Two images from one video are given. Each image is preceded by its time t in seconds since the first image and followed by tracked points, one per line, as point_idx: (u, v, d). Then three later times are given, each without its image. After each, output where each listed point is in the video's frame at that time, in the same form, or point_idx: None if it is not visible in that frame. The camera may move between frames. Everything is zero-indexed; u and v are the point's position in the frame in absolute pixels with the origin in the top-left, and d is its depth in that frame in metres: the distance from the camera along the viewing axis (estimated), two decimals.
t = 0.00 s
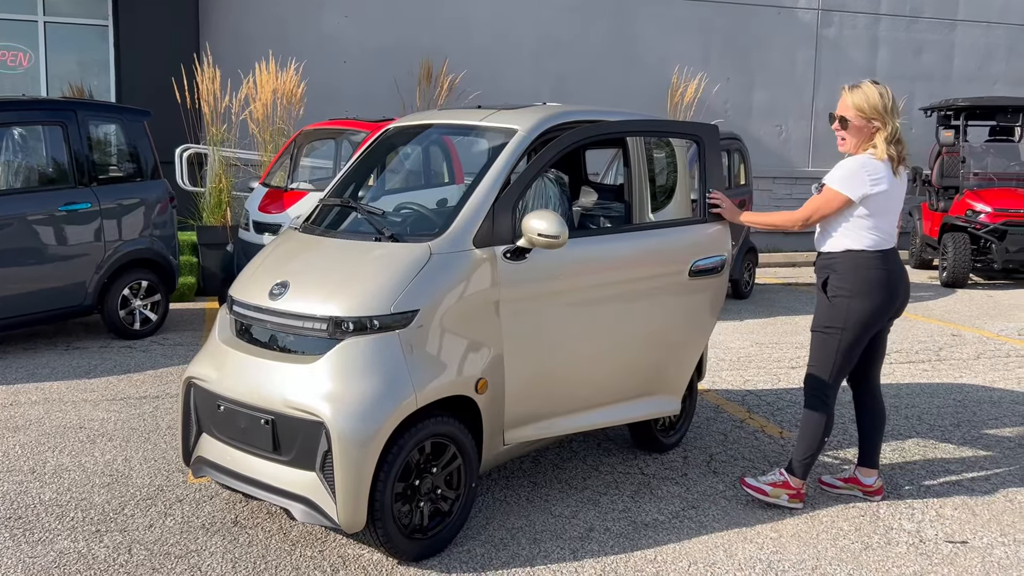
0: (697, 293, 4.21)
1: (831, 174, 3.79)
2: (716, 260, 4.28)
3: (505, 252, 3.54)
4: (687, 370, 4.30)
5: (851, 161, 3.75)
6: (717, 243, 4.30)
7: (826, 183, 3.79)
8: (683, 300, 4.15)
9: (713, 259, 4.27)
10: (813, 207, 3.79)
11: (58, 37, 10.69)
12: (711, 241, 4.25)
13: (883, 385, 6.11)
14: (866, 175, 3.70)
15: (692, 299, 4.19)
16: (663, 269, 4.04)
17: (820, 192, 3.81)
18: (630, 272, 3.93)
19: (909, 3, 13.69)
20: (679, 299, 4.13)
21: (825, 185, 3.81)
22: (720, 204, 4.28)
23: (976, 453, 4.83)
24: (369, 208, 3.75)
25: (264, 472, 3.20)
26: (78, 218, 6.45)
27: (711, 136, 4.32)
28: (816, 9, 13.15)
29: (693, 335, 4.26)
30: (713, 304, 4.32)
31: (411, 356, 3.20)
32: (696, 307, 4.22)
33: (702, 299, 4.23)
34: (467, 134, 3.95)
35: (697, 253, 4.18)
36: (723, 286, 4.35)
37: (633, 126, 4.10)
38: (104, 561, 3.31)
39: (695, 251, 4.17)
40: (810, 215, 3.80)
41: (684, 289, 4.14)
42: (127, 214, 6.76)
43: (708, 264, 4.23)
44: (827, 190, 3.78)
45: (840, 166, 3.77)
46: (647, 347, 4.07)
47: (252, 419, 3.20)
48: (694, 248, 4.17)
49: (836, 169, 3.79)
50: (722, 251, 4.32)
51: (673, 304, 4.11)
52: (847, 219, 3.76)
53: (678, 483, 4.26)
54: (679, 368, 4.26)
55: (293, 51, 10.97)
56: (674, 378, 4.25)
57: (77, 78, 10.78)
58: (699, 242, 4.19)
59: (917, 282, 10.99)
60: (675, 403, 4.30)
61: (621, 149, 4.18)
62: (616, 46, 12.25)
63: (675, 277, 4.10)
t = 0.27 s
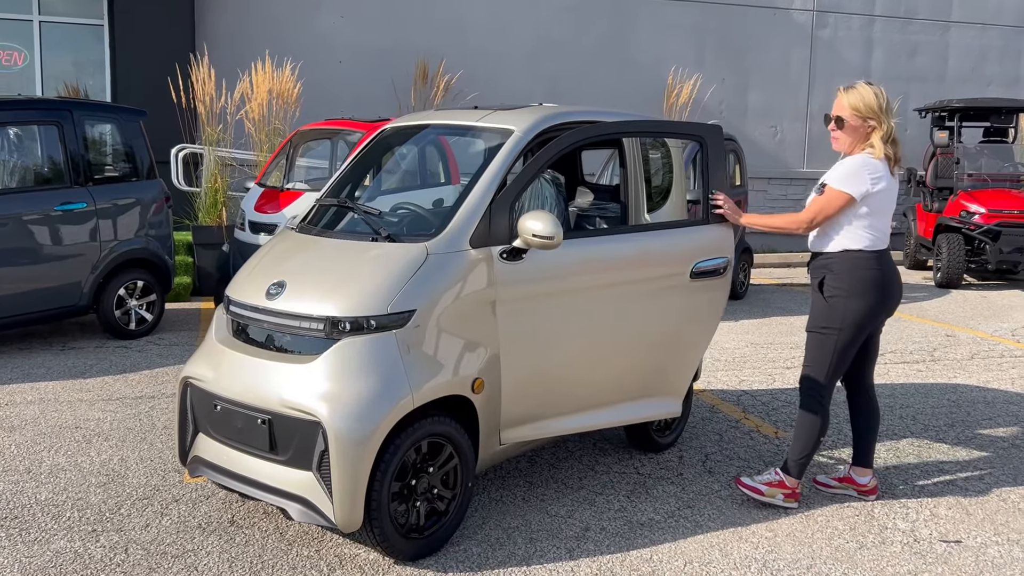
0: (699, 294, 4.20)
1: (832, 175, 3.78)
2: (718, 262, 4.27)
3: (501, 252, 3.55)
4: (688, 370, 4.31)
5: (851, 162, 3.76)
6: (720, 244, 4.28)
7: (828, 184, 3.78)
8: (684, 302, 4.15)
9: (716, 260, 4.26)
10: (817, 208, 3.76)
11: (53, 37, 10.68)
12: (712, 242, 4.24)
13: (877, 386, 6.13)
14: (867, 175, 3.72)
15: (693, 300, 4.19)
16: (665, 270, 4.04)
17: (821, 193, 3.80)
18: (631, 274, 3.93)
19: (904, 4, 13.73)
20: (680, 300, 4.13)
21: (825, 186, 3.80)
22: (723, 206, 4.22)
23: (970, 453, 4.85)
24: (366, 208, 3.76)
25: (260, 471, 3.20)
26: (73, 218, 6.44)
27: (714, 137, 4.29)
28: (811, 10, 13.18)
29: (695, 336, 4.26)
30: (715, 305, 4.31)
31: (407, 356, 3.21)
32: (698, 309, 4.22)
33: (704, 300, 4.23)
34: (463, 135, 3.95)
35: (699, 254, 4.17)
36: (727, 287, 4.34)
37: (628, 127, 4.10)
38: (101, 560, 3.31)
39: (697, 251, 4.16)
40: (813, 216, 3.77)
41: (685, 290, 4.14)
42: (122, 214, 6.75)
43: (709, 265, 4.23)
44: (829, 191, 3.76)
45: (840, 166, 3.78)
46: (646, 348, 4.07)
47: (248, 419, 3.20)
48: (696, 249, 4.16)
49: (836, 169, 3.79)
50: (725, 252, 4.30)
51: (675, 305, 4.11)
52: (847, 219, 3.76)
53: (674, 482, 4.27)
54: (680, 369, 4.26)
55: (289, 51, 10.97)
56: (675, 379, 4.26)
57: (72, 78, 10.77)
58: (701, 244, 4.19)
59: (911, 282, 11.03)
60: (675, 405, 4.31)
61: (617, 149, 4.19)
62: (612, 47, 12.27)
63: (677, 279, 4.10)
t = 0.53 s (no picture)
0: (706, 297, 4.16)
1: (838, 177, 3.77)
2: (725, 265, 4.22)
3: (498, 253, 3.56)
4: (695, 374, 4.29)
5: (852, 162, 3.78)
6: (727, 247, 4.22)
7: (834, 186, 3.77)
8: (689, 305, 4.12)
9: (722, 263, 4.21)
10: (827, 212, 3.74)
11: (48, 36, 10.66)
12: (718, 245, 4.19)
13: (871, 386, 6.15)
14: (871, 176, 3.74)
15: (699, 303, 4.15)
16: (668, 273, 4.02)
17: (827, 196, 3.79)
18: (633, 276, 3.92)
19: (898, 6, 13.77)
20: (684, 303, 4.10)
21: (831, 188, 3.78)
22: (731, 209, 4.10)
23: (963, 453, 4.88)
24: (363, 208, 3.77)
25: (258, 472, 3.21)
26: (69, 218, 6.43)
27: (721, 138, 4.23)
28: (806, 12, 13.22)
29: (701, 339, 4.23)
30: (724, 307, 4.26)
31: (405, 356, 3.22)
32: (704, 312, 4.18)
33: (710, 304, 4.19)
34: (460, 136, 3.96)
35: (703, 258, 4.13)
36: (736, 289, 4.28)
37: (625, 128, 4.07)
38: (98, 560, 3.32)
39: (702, 255, 4.12)
40: (823, 220, 3.75)
41: (690, 293, 4.11)
42: (118, 214, 6.74)
43: (715, 269, 4.18)
44: (835, 192, 3.76)
45: (844, 169, 3.78)
46: (649, 350, 4.06)
47: (246, 419, 3.21)
48: (700, 253, 4.12)
49: (840, 171, 3.78)
50: (732, 255, 4.24)
51: (679, 309, 4.09)
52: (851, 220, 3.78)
53: (670, 482, 4.28)
54: (685, 373, 4.24)
55: (285, 51, 10.97)
56: (680, 382, 4.24)
57: (67, 77, 10.75)
58: (706, 247, 4.14)
59: (906, 283, 11.07)
60: (680, 409, 4.30)
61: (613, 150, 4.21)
62: (607, 48, 12.30)
63: (680, 282, 4.07)
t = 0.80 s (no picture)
0: (711, 303, 4.09)
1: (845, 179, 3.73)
2: (733, 270, 4.14)
3: (494, 254, 3.57)
4: (700, 380, 4.23)
5: (852, 163, 3.77)
6: (735, 252, 4.13)
7: (843, 188, 3.72)
8: (693, 311, 4.05)
9: (730, 268, 4.13)
10: (836, 212, 3.69)
11: (43, 36, 10.64)
12: (726, 250, 4.11)
13: (866, 387, 6.18)
14: (876, 180, 3.74)
15: (704, 310, 4.08)
16: (671, 279, 3.95)
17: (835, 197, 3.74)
18: (637, 281, 3.87)
19: (893, 8, 13.82)
20: (689, 308, 4.03)
21: (838, 190, 3.74)
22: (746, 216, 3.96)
23: (957, 453, 4.90)
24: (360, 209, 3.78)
25: (255, 472, 3.21)
26: (65, 219, 6.43)
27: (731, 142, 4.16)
28: (801, 13, 13.26)
29: (706, 345, 4.16)
30: (731, 313, 4.18)
31: (402, 357, 3.23)
32: (709, 317, 4.11)
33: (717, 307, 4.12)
34: (457, 137, 3.97)
35: (709, 262, 4.05)
36: (744, 295, 4.19)
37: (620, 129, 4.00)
38: (95, 561, 3.32)
39: (708, 259, 4.05)
40: (833, 220, 3.70)
41: (697, 297, 4.04)
42: (114, 215, 6.74)
43: (723, 273, 4.10)
44: (841, 192, 3.72)
45: (850, 171, 3.75)
46: (654, 356, 4.01)
47: (243, 419, 3.21)
48: (705, 258, 4.04)
49: (847, 173, 3.75)
50: (742, 259, 4.14)
51: (683, 314, 4.02)
52: (854, 222, 3.77)
53: (666, 483, 4.30)
54: (689, 378, 4.18)
55: (281, 51, 10.96)
56: (684, 387, 4.19)
57: (62, 77, 10.73)
58: (712, 250, 4.07)
59: (900, 284, 11.10)
60: (686, 415, 4.25)
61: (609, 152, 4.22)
62: (603, 49, 12.31)
63: (685, 288, 4.01)
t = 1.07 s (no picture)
0: (715, 310, 4.00)
1: (850, 179, 3.74)
2: (741, 276, 4.02)
3: (491, 255, 3.58)
4: (705, 388, 4.12)
5: (852, 165, 3.79)
6: (743, 257, 4.01)
7: (848, 187, 3.72)
8: (697, 318, 3.97)
9: (738, 273, 4.02)
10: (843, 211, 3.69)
11: (39, 37, 10.62)
12: (734, 255, 4.00)
13: (861, 388, 6.19)
14: (877, 181, 3.77)
15: (707, 317, 3.98)
16: (673, 284, 3.88)
17: (839, 196, 3.74)
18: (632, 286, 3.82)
19: (888, 10, 13.86)
20: (691, 315, 3.95)
21: (842, 189, 3.74)
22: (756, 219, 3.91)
23: (952, 454, 4.92)
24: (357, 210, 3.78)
25: (252, 473, 3.21)
26: (60, 219, 6.42)
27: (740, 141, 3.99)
28: (796, 15, 13.29)
29: (711, 352, 4.06)
30: (738, 322, 4.06)
31: (399, 358, 3.23)
32: (713, 324, 4.01)
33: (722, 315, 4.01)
34: (454, 139, 3.98)
35: (714, 268, 3.96)
36: (752, 303, 4.06)
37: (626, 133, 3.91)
38: (92, 562, 3.32)
39: (713, 265, 3.95)
40: (840, 219, 3.69)
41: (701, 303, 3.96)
42: (110, 216, 6.73)
43: (730, 279, 4.00)
44: (845, 192, 3.72)
45: (853, 171, 3.76)
46: (657, 360, 3.95)
47: (240, 421, 3.21)
48: (710, 263, 3.95)
49: (850, 173, 3.76)
50: (751, 264, 4.03)
51: (686, 320, 3.95)
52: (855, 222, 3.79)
53: (662, 483, 4.31)
54: (695, 385, 4.09)
55: (277, 52, 10.96)
56: (690, 394, 4.09)
57: (57, 78, 10.71)
58: (718, 256, 3.97)
59: (895, 285, 11.13)
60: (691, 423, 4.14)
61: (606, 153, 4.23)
62: (599, 50, 12.33)
63: (687, 294, 3.93)
